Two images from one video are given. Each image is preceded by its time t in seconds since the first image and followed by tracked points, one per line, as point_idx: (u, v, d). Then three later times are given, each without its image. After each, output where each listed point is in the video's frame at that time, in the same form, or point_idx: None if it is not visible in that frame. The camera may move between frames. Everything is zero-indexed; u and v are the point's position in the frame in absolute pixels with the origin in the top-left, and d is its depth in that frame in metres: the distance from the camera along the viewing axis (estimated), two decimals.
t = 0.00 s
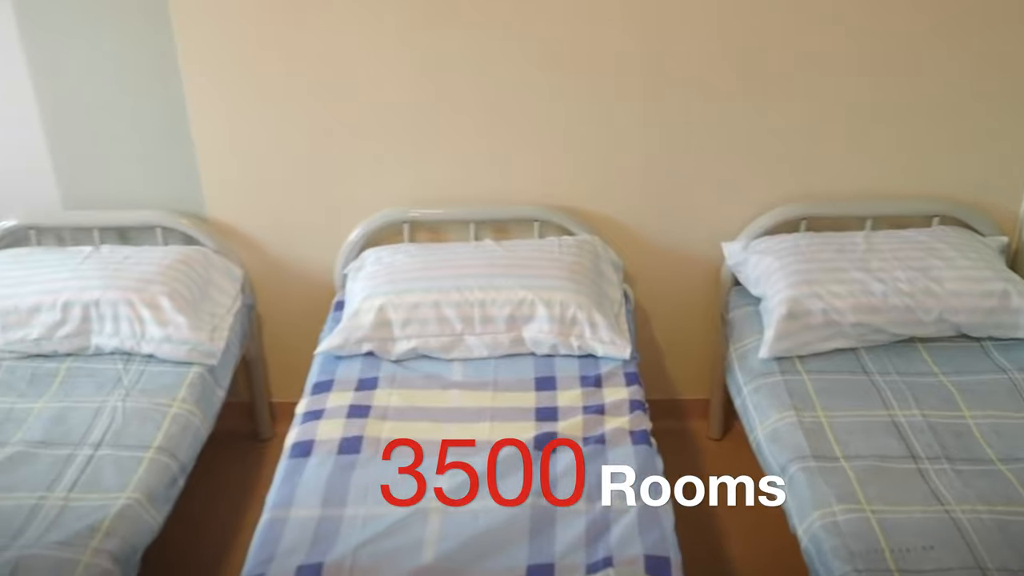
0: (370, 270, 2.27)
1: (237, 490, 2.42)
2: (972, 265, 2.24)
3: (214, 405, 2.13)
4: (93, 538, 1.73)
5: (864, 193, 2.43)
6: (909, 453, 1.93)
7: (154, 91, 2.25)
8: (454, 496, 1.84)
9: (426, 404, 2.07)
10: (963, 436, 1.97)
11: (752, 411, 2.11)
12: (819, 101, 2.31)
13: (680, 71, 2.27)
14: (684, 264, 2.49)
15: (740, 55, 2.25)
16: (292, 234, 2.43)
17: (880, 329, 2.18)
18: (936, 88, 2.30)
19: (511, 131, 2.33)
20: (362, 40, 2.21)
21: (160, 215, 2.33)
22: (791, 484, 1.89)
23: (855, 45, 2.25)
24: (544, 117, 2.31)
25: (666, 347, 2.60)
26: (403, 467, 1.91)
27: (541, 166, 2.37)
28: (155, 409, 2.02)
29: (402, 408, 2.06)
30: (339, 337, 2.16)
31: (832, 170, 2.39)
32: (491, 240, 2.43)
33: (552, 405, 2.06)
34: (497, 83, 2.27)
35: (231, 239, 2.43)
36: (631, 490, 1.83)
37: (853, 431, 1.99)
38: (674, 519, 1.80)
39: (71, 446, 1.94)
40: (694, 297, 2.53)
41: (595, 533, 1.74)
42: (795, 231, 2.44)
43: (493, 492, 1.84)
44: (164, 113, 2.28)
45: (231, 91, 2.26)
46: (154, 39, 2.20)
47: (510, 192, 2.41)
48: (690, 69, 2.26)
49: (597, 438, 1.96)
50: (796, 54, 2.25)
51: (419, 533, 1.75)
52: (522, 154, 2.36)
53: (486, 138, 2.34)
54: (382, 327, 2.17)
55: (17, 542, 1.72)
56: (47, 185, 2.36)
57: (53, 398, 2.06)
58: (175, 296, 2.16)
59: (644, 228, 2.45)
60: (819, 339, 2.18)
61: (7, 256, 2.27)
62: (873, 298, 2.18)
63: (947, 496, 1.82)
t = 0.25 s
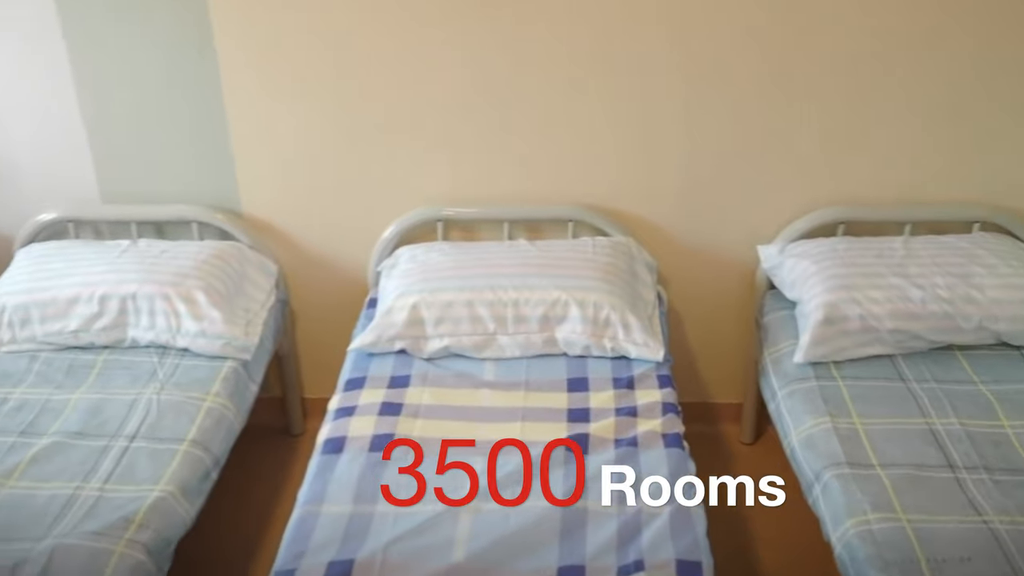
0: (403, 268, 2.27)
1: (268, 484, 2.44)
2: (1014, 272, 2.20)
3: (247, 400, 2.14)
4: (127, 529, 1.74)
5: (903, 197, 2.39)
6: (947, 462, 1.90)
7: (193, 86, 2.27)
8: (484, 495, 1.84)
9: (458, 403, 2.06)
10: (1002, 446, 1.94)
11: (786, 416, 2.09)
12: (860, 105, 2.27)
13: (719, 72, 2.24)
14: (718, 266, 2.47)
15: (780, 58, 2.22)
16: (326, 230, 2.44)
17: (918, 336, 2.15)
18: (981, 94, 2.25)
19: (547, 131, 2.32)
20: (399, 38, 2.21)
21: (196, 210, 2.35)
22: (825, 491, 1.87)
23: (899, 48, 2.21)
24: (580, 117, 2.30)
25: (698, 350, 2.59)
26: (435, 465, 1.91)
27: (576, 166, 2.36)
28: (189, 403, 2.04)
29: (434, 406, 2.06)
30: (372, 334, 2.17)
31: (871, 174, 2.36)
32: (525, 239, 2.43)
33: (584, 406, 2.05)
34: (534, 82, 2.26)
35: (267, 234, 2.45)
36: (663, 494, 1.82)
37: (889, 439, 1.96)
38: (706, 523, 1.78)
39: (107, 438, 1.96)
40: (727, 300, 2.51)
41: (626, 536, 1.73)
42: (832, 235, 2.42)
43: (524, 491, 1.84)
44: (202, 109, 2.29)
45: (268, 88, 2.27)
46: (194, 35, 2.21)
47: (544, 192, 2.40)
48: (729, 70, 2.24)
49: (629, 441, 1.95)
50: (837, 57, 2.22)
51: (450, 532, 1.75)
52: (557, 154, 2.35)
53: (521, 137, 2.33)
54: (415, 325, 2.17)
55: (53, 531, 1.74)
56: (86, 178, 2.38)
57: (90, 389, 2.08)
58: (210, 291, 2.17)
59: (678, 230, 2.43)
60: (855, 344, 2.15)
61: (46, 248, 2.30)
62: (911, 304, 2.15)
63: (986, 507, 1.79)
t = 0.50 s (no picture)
0: (434, 266, 2.27)
1: (295, 479, 2.45)
2: None
3: (277, 396, 2.15)
4: (157, 522, 1.75)
5: (939, 202, 2.36)
6: (981, 470, 1.88)
7: (228, 82, 2.28)
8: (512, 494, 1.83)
9: (487, 402, 2.06)
10: None
11: (817, 421, 2.07)
12: (896, 108, 2.24)
13: (754, 73, 2.22)
14: (749, 269, 2.45)
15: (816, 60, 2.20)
16: (357, 227, 2.44)
17: (953, 343, 2.12)
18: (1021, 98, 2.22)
19: (579, 131, 2.31)
20: (434, 36, 2.21)
21: (229, 205, 2.36)
22: (856, 497, 1.85)
23: (937, 51, 2.18)
24: (613, 117, 2.29)
25: (728, 353, 2.57)
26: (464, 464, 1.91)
27: (608, 166, 2.35)
28: (219, 397, 2.05)
29: (463, 405, 2.06)
30: (402, 332, 2.17)
31: (907, 178, 2.33)
32: (555, 239, 2.42)
33: (613, 407, 2.04)
34: (568, 82, 2.26)
35: (298, 231, 2.46)
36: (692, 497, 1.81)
37: (922, 446, 1.93)
38: (735, 528, 1.77)
39: (138, 431, 1.97)
40: (758, 303, 2.49)
41: (655, 539, 1.72)
42: (865, 239, 2.39)
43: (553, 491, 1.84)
44: (236, 105, 2.30)
45: (302, 85, 2.28)
46: (230, 31, 2.22)
47: (575, 192, 2.39)
48: (764, 72, 2.22)
49: (658, 443, 1.94)
50: (874, 60, 2.19)
51: (478, 531, 1.75)
52: (589, 155, 2.34)
53: (554, 137, 2.32)
54: (445, 323, 2.17)
55: (84, 523, 1.75)
56: (121, 172, 2.40)
57: (121, 382, 2.10)
58: (242, 286, 2.18)
59: (709, 232, 2.42)
60: (888, 350, 2.13)
61: (81, 241, 2.32)
62: (946, 310, 2.12)
63: (1021, 517, 1.76)
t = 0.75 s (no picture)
0: (461, 266, 2.28)
1: (320, 475, 2.46)
2: None
3: (303, 392, 2.16)
4: (184, 516, 1.76)
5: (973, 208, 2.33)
6: (1013, 480, 1.85)
7: (259, 80, 2.29)
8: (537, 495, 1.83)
9: (513, 402, 2.06)
10: None
11: (845, 428, 2.05)
12: (931, 112, 2.22)
13: (786, 76, 2.21)
14: (778, 273, 2.44)
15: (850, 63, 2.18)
16: (385, 225, 2.45)
17: (985, 351, 2.10)
18: None
19: (609, 132, 2.31)
20: (464, 35, 2.22)
21: (258, 202, 2.38)
22: (884, 505, 1.83)
23: (974, 55, 2.15)
24: (642, 119, 2.29)
25: (755, 356, 2.55)
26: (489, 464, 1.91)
27: (637, 168, 2.35)
28: (247, 392, 2.06)
29: (489, 404, 2.06)
30: (428, 330, 2.17)
31: (940, 183, 2.30)
32: (583, 240, 2.42)
33: (640, 410, 2.03)
34: (598, 82, 2.25)
35: (326, 228, 2.47)
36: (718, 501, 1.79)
37: (952, 455, 1.91)
38: (761, 533, 1.76)
39: (166, 425, 1.99)
40: (786, 307, 2.48)
41: (680, 543, 1.71)
42: (897, 245, 2.36)
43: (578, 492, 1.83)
44: (267, 102, 2.32)
45: (334, 83, 2.29)
46: (262, 28, 2.24)
47: (604, 193, 2.39)
48: (796, 75, 2.20)
49: (685, 447, 1.93)
50: (909, 63, 2.17)
51: (503, 531, 1.75)
52: (619, 156, 2.33)
53: (582, 137, 2.32)
54: (472, 323, 2.17)
55: (112, 515, 1.77)
56: (153, 168, 2.42)
57: (151, 376, 2.11)
58: (270, 283, 2.19)
59: (739, 235, 2.40)
60: (919, 357, 2.11)
61: (112, 236, 2.34)
62: (978, 318, 2.10)
63: None
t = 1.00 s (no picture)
0: (490, 265, 2.27)
1: (347, 471, 2.47)
2: None
3: (332, 389, 2.17)
4: (213, 510, 1.78)
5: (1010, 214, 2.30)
6: None
7: (292, 77, 2.30)
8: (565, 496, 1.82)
9: (541, 403, 2.06)
10: None
11: (876, 434, 2.03)
12: (968, 116, 2.19)
13: (821, 78, 2.19)
14: (808, 276, 2.42)
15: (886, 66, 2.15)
16: (414, 223, 2.45)
17: (1021, 359, 2.07)
18: None
19: (640, 132, 2.30)
20: (497, 35, 2.22)
21: (289, 199, 2.39)
22: (915, 513, 1.81)
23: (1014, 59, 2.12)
24: (674, 120, 2.27)
25: (784, 360, 2.54)
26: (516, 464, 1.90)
27: (668, 169, 2.34)
28: (276, 388, 2.07)
29: (517, 404, 2.05)
30: (457, 329, 2.17)
31: (977, 189, 2.27)
32: (613, 241, 2.41)
33: (668, 412, 2.02)
34: (630, 83, 2.24)
35: (356, 225, 2.47)
36: (746, 506, 1.78)
37: (986, 464, 1.88)
38: (790, 539, 1.74)
39: (196, 419, 2.00)
40: (816, 311, 2.46)
41: (708, 547, 1.70)
42: (931, 250, 2.34)
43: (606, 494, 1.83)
44: (299, 99, 2.33)
45: (366, 81, 2.29)
46: (295, 26, 2.25)
47: (634, 194, 2.38)
48: (831, 77, 2.18)
49: (713, 450, 1.92)
50: (947, 66, 2.14)
51: (530, 531, 1.75)
52: (650, 157, 2.32)
53: (613, 138, 2.31)
54: (500, 322, 2.17)
55: (142, 507, 1.78)
56: (185, 163, 2.44)
57: (181, 370, 2.13)
58: (300, 279, 2.20)
59: (769, 238, 2.38)
60: (952, 364, 2.08)
61: (144, 230, 2.36)
62: (1014, 325, 2.07)
63: None
